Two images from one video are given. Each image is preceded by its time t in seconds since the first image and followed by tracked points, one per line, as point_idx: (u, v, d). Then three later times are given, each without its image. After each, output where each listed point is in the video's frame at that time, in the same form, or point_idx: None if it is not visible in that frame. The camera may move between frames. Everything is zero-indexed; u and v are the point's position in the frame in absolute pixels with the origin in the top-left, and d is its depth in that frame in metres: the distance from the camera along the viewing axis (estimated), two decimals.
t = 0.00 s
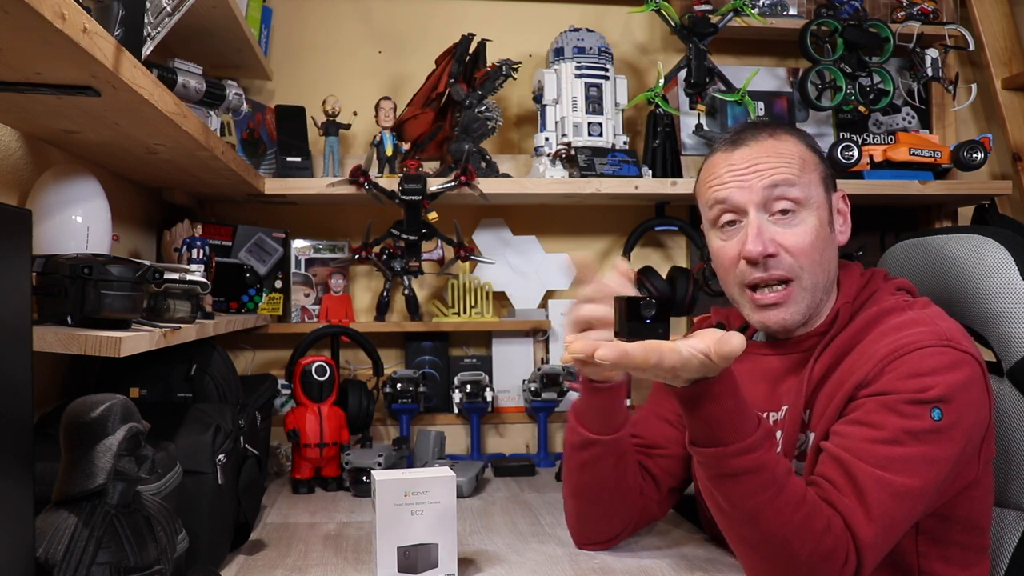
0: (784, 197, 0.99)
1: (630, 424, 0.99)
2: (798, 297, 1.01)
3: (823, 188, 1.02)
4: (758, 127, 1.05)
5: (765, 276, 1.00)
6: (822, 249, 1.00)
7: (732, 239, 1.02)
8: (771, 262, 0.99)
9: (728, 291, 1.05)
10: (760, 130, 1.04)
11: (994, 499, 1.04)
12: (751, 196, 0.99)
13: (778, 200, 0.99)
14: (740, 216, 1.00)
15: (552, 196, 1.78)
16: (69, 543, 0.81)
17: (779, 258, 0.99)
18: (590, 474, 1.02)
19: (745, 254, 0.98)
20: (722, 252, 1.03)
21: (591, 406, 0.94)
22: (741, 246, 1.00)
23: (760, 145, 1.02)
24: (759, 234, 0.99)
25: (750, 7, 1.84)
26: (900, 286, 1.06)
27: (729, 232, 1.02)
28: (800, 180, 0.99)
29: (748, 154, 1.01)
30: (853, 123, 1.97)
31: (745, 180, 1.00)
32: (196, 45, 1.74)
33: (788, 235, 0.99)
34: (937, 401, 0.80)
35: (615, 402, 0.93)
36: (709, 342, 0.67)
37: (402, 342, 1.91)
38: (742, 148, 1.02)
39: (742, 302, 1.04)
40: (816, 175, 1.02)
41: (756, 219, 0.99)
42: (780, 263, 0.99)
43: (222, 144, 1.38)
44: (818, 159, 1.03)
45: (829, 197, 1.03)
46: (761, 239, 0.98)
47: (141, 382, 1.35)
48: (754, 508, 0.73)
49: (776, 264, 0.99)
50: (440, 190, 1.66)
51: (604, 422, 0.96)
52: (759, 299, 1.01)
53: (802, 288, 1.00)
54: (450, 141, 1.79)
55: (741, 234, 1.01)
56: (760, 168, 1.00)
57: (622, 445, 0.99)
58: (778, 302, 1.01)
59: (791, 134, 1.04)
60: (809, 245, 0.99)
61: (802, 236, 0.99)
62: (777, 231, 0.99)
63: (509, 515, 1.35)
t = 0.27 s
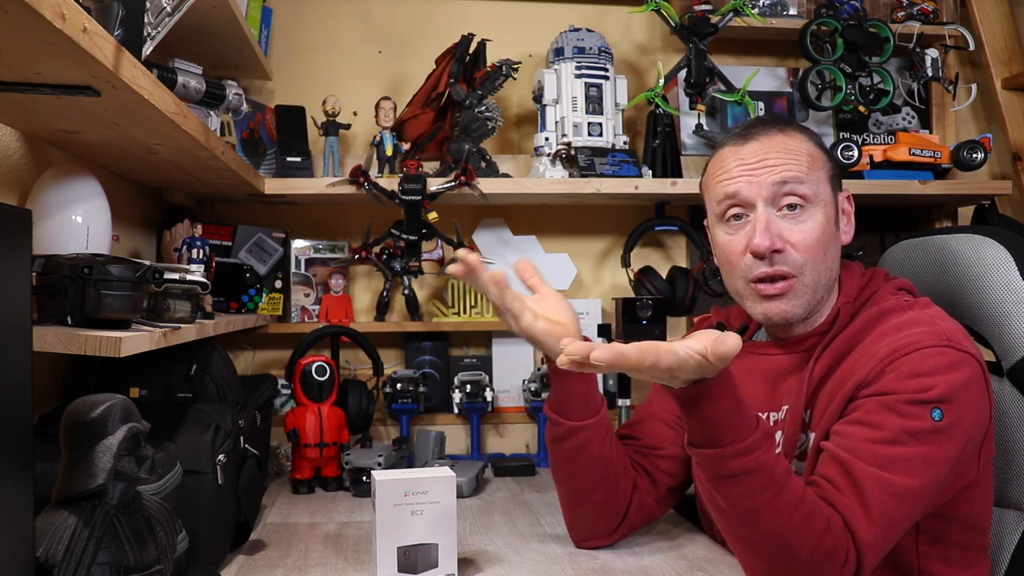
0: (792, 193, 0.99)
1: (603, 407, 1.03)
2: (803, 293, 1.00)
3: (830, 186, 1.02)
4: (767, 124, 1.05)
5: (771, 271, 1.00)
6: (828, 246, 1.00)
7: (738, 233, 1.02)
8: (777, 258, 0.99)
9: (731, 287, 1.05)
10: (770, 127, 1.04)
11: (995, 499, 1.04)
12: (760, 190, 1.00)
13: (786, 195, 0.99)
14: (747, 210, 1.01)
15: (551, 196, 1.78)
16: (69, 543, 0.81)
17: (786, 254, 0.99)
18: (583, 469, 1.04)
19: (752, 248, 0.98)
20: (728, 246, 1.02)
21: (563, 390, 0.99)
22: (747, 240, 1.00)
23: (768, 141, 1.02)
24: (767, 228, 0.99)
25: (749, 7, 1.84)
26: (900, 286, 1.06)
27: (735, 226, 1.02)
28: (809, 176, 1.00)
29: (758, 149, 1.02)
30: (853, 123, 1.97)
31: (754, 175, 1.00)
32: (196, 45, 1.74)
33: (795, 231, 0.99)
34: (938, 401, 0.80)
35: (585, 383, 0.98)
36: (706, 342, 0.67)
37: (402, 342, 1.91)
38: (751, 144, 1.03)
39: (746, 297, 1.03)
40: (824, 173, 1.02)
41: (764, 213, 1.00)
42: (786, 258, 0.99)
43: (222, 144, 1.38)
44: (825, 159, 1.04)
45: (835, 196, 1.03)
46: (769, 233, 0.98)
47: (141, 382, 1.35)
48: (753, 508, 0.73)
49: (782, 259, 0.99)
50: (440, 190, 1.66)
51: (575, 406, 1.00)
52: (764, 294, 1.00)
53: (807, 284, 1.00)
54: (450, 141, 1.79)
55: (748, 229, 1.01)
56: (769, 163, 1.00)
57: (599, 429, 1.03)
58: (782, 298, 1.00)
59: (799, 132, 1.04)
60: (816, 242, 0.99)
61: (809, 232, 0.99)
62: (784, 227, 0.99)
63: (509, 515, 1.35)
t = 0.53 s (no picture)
0: (789, 191, 0.99)
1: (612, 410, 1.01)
2: (800, 292, 1.00)
3: (826, 185, 1.02)
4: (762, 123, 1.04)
5: (769, 269, 1.00)
6: (825, 245, 1.00)
7: (735, 232, 1.02)
8: (774, 257, 0.99)
9: (728, 286, 1.05)
10: (766, 126, 1.04)
11: (994, 499, 1.04)
12: (756, 190, 0.99)
13: (783, 194, 0.99)
14: (744, 210, 1.01)
15: (552, 196, 1.78)
16: (68, 544, 0.81)
17: (783, 253, 0.99)
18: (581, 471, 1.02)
19: (749, 248, 0.99)
20: (724, 246, 1.03)
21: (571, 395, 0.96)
22: (744, 239, 1.00)
23: (765, 140, 1.02)
24: (763, 228, 0.99)
25: (750, 7, 1.84)
26: (899, 286, 1.06)
27: (732, 226, 1.02)
28: (805, 174, 1.00)
29: (753, 148, 1.02)
30: (853, 123, 1.97)
31: (751, 174, 1.00)
32: (196, 45, 1.74)
33: (792, 230, 0.99)
34: (936, 401, 0.80)
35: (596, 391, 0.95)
36: (703, 342, 0.67)
37: (402, 342, 1.91)
38: (747, 143, 1.02)
39: (743, 297, 1.04)
40: (821, 172, 1.02)
41: (760, 212, 1.00)
42: (784, 257, 0.99)
43: (222, 144, 1.38)
44: (822, 157, 1.03)
45: (833, 195, 1.03)
46: (766, 233, 0.99)
47: (141, 382, 1.35)
48: (752, 509, 0.73)
49: (780, 258, 0.99)
50: (440, 190, 1.66)
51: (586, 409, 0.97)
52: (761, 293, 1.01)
53: (805, 282, 1.00)
54: (450, 141, 1.79)
55: (745, 228, 1.01)
56: (766, 162, 1.00)
57: (603, 434, 1.00)
58: (780, 296, 1.01)
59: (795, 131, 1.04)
60: (813, 240, 0.99)
61: (806, 231, 0.99)
62: (781, 226, 0.99)
63: (509, 514, 1.35)
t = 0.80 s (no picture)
0: (788, 193, 0.99)
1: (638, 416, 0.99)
2: (801, 294, 1.00)
3: (826, 186, 1.02)
4: (762, 124, 1.05)
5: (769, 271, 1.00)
6: (824, 247, 1.00)
7: (736, 235, 1.02)
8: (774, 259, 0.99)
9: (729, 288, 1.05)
10: (764, 128, 1.04)
11: (994, 499, 1.04)
12: (756, 192, 0.99)
13: (782, 196, 0.99)
14: (744, 212, 1.00)
15: (552, 196, 1.78)
16: (68, 544, 0.82)
17: (783, 255, 0.99)
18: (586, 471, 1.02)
19: (750, 250, 0.98)
20: (725, 248, 1.02)
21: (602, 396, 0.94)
22: (745, 242, 1.00)
23: (764, 142, 1.02)
24: (763, 230, 0.99)
25: (749, 7, 1.84)
26: (899, 286, 1.06)
27: (731, 228, 1.02)
28: (805, 176, 1.00)
29: (753, 150, 1.01)
30: (852, 123, 1.97)
31: (750, 177, 1.00)
32: (196, 45, 1.74)
33: (792, 232, 0.99)
34: (937, 401, 0.80)
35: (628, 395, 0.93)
36: (702, 340, 0.67)
37: (402, 342, 1.91)
38: (746, 145, 1.02)
39: (743, 300, 1.04)
40: (820, 173, 1.02)
41: (760, 215, 0.99)
42: (784, 259, 0.99)
43: (222, 144, 1.38)
44: (821, 158, 1.03)
45: (832, 196, 1.03)
46: (766, 235, 0.98)
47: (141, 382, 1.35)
48: (752, 508, 0.73)
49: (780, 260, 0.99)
50: (440, 190, 1.66)
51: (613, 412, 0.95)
52: (762, 296, 1.01)
53: (805, 284, 1.00)
54: (450, 141, 1.79)
55: (745, 231, 1.00)
56: (765, 164, 1.00)
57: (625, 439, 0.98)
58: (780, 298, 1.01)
59: (794, 132, 1.04)
60: (812, 242, 0.99)
61: (806, 233, 0.99)
62: (781, 228, 0.99)
63: (509, 514, 1.35)
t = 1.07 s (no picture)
0: (787, 199, 0.99)
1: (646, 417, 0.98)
2: (800, 299, 1.00)
3: (823, 190, 1.02)
4: (759, 129, 1.05)
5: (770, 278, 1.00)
6: (823, 252, 1.00)
7: (735, 242, 1.01)
8: (774, 266, 0.99)
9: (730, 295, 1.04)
10: (760, 133, 1.04)
11: (994, 499, 1.04)
12: (755, 199, 0.99)
13: (781, 201, 0.99)
14: (743, 219, 0.99)
15: (552, 196, 1.78)
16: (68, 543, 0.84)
17: (783, 262, 0.98)
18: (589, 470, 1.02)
19: (750, 257, 0.98)
20: (725, 255, 1.01)
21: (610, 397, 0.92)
22: (745, 249, 0.99)
23: (761, 148, 1.01)
24: (763, 237, 0.98)
25: (749, 7, 1.84)
26: (899, 285, 1.06)
27: (731, 235, 1.01)
28: (803, 181, 1.00)
29: (751, 155, 1.01)
30: (852, 123, 1.97)
31: (748, 183, 0.99)
32: (196, 44, 1.74)
33: (791, 239, 0.98)
34: (936, 401, 0.80)
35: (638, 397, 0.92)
36: (700, 340, 0.67)
37: (402, 342, 1.91)
38: (743, 150, 1.02)
39: (744, 306, 1.03)
40: (817, 178, 1.02)
41: (759, 221, 0.99)
42: (784, 266, 0.99)
43: (222, 144, 1.38)
44: (818, 162, 1.03)
45: (829, 200, 1.03)
46: (766, 242, 0.98)
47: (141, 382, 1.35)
48: (751, 509, 0.73)
49: (780, 267, 0.99)
50: (440, 190, 1.66)
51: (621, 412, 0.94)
52: (763, 302, 1.00)
53: (804, 290, 1.00)
54: (450, 141, 1.79)
55: (744, 237, 1.00)
56: (763, 170, 1.00)
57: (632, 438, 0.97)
58: (780, 305, 1.00)
59: (790, 136, 1.04)
60: (811, 247, 0.99)
61: (804, 239, 0.99)
62: (781, 234, 0.99)
63: (509, 514, 1.35)
